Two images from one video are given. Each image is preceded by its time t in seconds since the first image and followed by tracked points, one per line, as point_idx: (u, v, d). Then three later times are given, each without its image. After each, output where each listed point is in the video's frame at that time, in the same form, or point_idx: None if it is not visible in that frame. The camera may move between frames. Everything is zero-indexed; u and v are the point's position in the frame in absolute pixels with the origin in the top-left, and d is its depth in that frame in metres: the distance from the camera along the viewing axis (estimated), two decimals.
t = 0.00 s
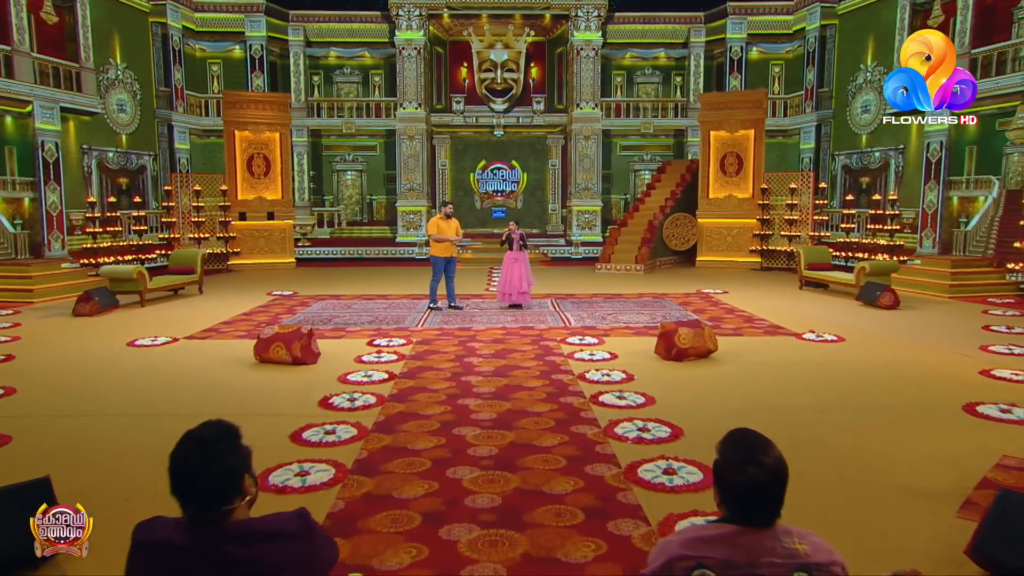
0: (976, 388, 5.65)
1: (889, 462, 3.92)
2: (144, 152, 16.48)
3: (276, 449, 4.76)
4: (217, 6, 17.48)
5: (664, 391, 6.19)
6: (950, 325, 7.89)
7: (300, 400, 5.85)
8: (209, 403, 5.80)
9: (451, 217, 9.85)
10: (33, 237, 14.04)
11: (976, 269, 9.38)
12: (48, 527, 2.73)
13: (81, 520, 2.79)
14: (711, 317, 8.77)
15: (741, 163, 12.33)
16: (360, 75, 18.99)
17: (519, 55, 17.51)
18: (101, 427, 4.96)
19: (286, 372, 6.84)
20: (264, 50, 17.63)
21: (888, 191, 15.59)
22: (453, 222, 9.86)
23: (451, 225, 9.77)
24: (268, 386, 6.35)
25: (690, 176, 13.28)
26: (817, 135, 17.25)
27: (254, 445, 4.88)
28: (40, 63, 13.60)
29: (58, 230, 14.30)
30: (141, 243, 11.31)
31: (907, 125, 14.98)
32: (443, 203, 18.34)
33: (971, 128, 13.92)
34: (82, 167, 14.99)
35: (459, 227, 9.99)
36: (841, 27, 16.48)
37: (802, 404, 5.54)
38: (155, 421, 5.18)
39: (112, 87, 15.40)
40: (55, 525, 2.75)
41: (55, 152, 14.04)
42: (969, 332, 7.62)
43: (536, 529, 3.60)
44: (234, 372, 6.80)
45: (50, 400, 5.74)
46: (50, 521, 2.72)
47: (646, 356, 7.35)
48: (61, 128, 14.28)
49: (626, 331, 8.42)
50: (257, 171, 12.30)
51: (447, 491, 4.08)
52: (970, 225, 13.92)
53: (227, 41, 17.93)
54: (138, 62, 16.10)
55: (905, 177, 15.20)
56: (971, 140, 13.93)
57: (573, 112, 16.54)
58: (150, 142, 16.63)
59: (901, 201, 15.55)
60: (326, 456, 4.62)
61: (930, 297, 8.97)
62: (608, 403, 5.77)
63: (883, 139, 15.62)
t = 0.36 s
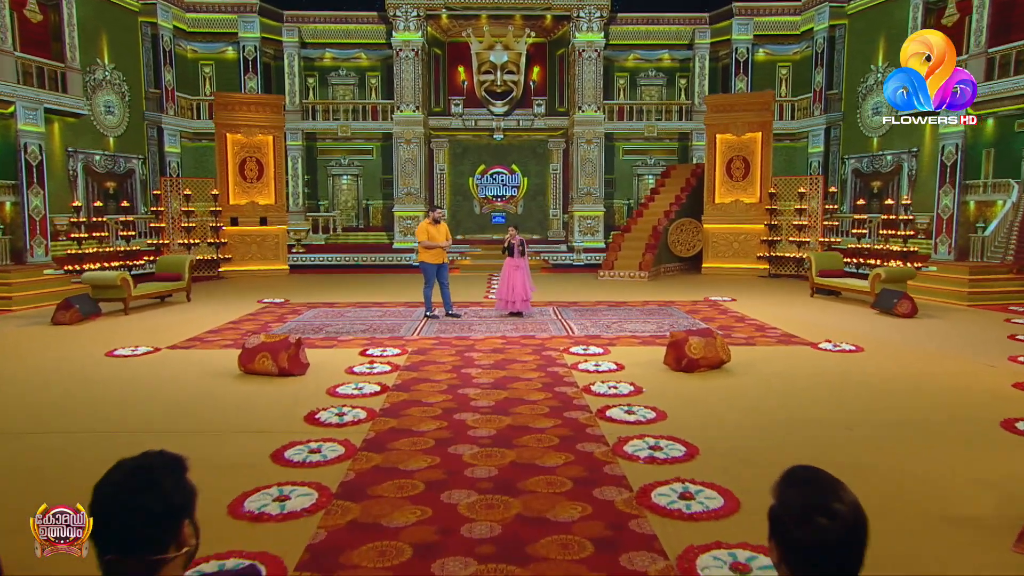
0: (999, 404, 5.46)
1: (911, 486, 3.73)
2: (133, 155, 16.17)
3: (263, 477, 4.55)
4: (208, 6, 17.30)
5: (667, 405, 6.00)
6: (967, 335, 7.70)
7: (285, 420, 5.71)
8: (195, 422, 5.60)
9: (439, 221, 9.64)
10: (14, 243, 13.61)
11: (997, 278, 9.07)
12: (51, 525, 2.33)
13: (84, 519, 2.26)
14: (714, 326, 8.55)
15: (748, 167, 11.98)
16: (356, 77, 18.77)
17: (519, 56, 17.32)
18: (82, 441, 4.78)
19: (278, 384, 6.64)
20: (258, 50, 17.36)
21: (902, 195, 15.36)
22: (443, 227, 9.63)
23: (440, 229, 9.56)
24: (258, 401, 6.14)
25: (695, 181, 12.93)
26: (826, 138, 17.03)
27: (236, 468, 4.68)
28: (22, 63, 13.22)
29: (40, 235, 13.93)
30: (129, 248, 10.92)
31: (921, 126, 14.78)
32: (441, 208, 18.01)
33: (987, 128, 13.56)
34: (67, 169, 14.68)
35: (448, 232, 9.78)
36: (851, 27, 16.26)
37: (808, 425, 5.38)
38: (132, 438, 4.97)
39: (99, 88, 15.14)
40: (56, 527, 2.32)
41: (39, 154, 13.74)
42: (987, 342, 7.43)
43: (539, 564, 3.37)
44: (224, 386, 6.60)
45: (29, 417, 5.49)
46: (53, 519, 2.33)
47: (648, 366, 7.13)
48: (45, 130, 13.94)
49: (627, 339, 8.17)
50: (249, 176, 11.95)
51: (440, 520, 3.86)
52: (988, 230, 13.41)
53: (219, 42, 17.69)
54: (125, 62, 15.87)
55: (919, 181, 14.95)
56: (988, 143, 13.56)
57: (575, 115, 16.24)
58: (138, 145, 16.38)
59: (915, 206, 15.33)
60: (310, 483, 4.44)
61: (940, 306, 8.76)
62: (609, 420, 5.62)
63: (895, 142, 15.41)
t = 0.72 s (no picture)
0: None
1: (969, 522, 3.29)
2: (117, 157, 15.85)
3: (236, 504, 4.14)
4: (198, 4, 17.05)
5: (676, 423, 5.62)
6: (993, 346, 7.33)
7: (265, 441, 5.31)
8: (170, 443, 5.21)
9: (432, 226, 9.27)
10: None
11: None
12: (49, 528, 3.36)
13: (78, 521, 3.47)
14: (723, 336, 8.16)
15: (757, 172, 11.58)
16: (351, 78, 18.47)
17: (520, 57, 16.91)
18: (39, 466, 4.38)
19: (263, 399, 6.26)
20: (249, 51, 17.09)
21: (919, 200, 14.84)
22: (436, 231, 9.25)
23: (434, 234, 9.20)
24: (240, 419, 5.75)
25: (701, 186, 12.53)
26: (839, 141, 16.59)
27: (207, 495, 4.27)
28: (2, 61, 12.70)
29: (18, 241, 13.45)
30: (113, 255, 10.52)
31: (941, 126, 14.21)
32: (438, 214, 17.60)
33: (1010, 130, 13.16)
34: (48, 172, 14.34)
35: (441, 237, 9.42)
36: (863, 26, 15.92)
37: (830, 449, 5.01)
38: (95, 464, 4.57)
39: (82, 88, 14.80)
40: (56, 526, 3.38)
41: (18, 157, 13.20)
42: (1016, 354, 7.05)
43: None
44: (204, 401, 6.20)
45: None
46: (51, 522, 3.40)
47: (656, 380, 6.74)
48: (23, 131, 13.41)
49: (632, 350, 7.78)
50: (240, 179, 11.56)
51: (433, 554, 3.46)
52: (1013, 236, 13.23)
53: (209, 42, 17.52)
54: (110, 60, 15.54)
55: (936, 185, 14.46)
56: (1010, 145, 13.17)
57: (577, 117, 15.88)
58: (124, 148, 16.06)
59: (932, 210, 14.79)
60: (290, 511, 4.02)
61: (961, 316, 8.38)
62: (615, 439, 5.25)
63: (910, 145, 14.94)
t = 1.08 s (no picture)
0: None
1: None
2: (101, 160, 15.53)
3: (207, 534, 3.74)
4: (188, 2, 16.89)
5: (689, 442, 5.21)
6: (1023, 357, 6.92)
7: (246, 461, 4.91)
8: (142, 464, 4.80)
9: (429, 230, 8.90)
10: None
11: None
12: (49, 528, 3.59)
13: (77, 521, 3.66)
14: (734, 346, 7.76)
15: (767, 175, 11.20)
16: (346, 78, 18.13)
17: (520, 56, 16.55)
18: None
19: (246, 415, 5.86)
20: (240, 50, 16.94)
21: (936, 203, 14.49)
22: (434, 236, 8.86)
23: (431, 239, 8.82)
24: (220, 437, 5.34)
25: (708, 189, 12.16)
26: (851, 143, 16.42)
27: (177, 524, 3.87)
28: None
29: None
30: (96, 261, 10.10)
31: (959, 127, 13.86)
32: (436, 219, 17.19)
33: None
34: (29, 175, 13.95)
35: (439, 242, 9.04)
36: (878, 23, 15.69)
37: (861, 471, 4.60)
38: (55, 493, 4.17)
39: (65, 87, 14.47)
40: (56, 527, 3.62)
41: None
42: None
43: None
44: (183, 417, 5.79)
45: None
46: (51, 523, 3.62)
47: (665, 394, 6.33)
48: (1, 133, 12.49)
49: (638, 362, 7.38)
50: (230, 182, 11.21)
51: None
52: None
53: (198, 41, 17.32)
54: (93, 58, 15.23)
55: (957, 187, 14.06)
56: None
57: (580, 119, 15.52)
58: (108, 150, 15.76)
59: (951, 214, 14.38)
60: (267, 544, 3.62)
61: (986, 325, 7.98)
62: (625, 459, 4.84)
63: (929, 147, 14.53)
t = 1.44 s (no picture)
0: None
1: None
2: (85, 160, 15.20)
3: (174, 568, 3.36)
4: None
5: (704, 459, 4.84)
6: None
7: (224, 480, 4.53)
8: (111, 483, 4.43)
9: (426, 233, 8.56)
10: None
11: None
12: (48, 529, 3.58)
13: (76, 520, 3.63)
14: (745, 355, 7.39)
15: (778, 177, 10.92)
16: (341, 76, 17.80)
17: (521, 54, 16.28)
18: None
19: (228, 429, 5.48)
20: (231, 47, 16.68)
21: (955, 205, 14.24)
22: (431, 238, 8.52)
23: (428, 242, 8.47)
24: (199, 453, 4.97)
25: (715, 191, 11.86)
26: (864, 143, 16.16)
27: (141, 554, 3.49)
28: None
29: None
30: (79, 265, 9.67)
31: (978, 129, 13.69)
32: (435, 222, 16.80)
33: None
34: (7, 175, 13.47)
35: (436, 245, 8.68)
36: (892, 18, 15.33)
37: (894, 494, 4.22)
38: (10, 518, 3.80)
39: (47, 84, 14.05)
40: (56, 526, 3.60)
41: None
42: None
43: None
44: (161, 429, 5.43)
45: None
46: (50, 523, 3.61)
47: (675, 408, 5.96)
48: None
49: (645, 373, 7.01)
50: (220, 184, 11.09)
51: None
52: None
53: (189, 37, 17.08)
54: (76, 53, 14.87)
55: (976, 189, 13.83)
56: None
57: (583, 119, 15.16)
58: (92, 150, 15.40)
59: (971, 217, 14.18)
60: None
61: (1011, 333, 7.61)
62: (636, 481, 4.46)
63: (945, 147, 14.35)
